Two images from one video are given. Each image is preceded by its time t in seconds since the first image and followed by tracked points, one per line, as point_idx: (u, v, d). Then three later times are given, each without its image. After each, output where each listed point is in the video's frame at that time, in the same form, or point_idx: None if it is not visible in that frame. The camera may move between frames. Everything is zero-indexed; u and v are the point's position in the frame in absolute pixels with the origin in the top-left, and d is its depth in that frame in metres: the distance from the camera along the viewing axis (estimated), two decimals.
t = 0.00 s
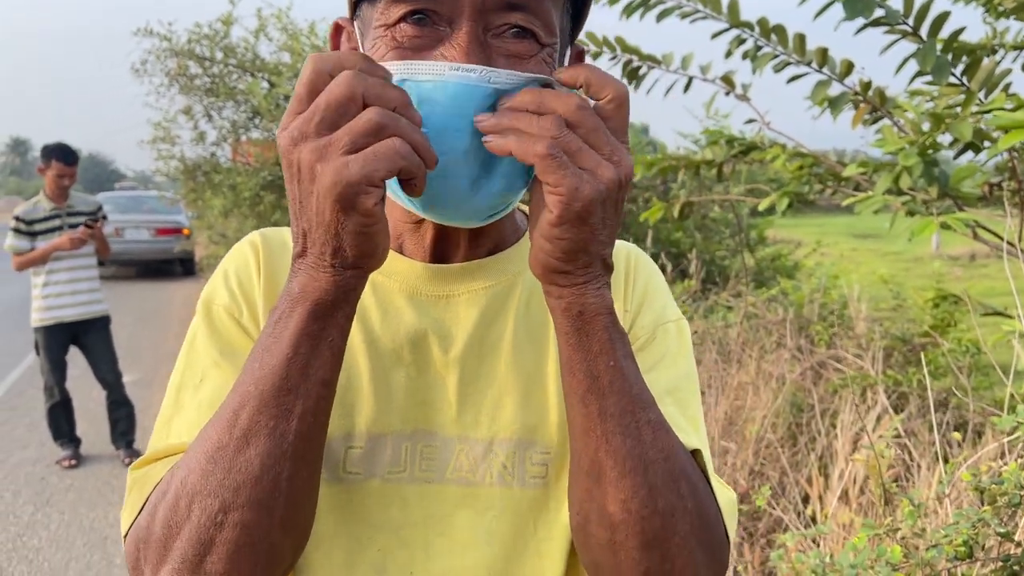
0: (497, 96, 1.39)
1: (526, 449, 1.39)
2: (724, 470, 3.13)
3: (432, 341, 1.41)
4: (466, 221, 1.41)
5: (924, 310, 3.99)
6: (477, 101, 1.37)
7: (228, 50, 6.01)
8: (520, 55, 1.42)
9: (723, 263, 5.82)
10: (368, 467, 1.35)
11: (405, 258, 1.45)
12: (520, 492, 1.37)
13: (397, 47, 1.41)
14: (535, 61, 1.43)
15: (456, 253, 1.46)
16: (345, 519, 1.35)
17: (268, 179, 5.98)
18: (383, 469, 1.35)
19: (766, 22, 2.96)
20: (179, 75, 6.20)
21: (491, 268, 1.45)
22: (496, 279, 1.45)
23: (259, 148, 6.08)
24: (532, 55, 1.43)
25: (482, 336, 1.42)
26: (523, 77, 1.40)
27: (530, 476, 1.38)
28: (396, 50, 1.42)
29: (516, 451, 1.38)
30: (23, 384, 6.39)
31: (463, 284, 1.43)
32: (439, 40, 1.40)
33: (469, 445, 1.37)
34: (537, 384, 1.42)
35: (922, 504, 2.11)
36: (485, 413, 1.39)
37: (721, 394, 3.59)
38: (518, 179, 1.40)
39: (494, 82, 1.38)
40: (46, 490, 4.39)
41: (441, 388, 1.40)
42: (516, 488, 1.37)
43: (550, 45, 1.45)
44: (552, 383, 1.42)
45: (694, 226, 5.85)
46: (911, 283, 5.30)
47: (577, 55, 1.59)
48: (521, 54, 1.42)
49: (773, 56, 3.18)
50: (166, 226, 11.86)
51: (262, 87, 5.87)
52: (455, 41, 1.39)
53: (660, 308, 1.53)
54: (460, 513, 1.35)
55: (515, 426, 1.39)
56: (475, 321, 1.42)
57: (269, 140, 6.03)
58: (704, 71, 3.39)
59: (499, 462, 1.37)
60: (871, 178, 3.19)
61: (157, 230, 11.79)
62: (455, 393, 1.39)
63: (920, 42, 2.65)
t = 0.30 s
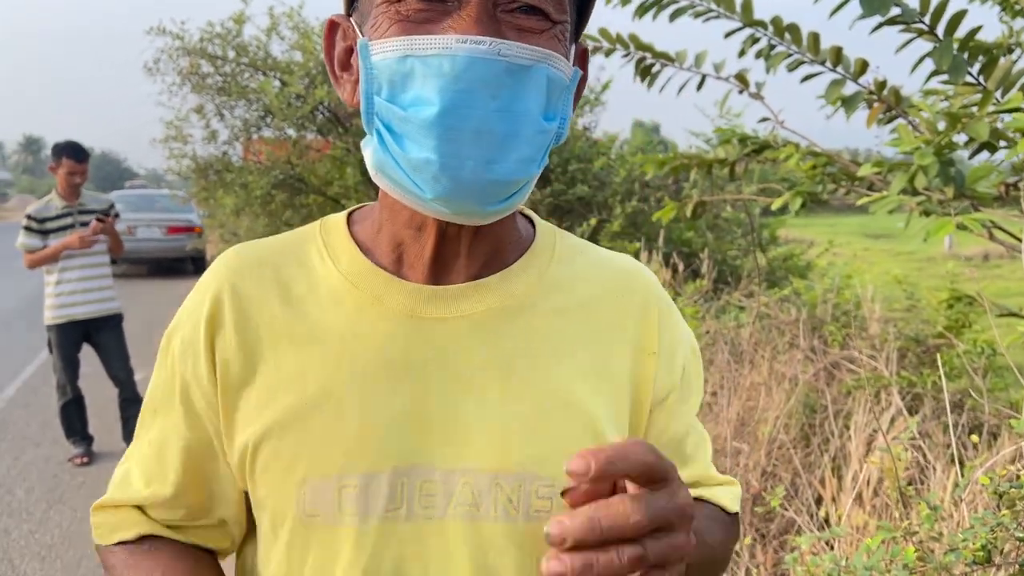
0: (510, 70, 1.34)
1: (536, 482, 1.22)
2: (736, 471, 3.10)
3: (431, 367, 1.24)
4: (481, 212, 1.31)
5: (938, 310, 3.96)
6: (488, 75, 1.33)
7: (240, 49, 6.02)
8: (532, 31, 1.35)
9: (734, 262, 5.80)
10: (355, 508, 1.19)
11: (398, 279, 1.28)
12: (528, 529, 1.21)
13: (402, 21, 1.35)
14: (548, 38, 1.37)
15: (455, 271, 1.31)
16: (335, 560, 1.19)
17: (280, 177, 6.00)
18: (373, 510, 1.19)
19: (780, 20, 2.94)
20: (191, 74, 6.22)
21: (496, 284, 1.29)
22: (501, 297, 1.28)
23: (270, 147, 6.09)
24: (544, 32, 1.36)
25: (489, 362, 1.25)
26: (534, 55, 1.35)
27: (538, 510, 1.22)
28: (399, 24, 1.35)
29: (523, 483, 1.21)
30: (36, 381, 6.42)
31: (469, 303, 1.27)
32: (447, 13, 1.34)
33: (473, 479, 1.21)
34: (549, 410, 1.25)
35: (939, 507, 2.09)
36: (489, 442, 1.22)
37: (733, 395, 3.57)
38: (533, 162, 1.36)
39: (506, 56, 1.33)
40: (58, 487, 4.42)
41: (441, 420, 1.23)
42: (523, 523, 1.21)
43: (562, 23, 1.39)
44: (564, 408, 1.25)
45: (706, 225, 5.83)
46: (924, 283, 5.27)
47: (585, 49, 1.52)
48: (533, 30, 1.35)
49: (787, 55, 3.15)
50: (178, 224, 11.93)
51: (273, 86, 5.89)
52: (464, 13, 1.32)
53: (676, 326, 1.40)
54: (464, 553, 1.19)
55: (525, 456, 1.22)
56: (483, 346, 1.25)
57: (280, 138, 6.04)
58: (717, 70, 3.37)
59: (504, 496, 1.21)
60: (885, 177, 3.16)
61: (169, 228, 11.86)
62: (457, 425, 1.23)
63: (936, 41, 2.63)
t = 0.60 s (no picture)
0: (562, 73, 1.32)
1: (559, 492, 1.26)
2: (745, 473, 3.10)
3: (457, 377, 1.24)
4: (522, 220, 1.30)
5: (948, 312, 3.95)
6: (540, 80, 1.30)
7: (248, 51, 6.04)
8: (582, 28, 1.33)
9: (743, 264, 5.79)
10: (381, 516, 1.22)
11: (423, 280, 1.26)
12: (550, 538, 1.26)
13: (448, 17, 1.32)
14: (597, 35, 1.34)
15: (486, 275, 1.31)
16: (355, 560, 1.23)
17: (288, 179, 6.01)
18: (400, 518, 1.22)
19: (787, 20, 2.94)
20: (200, 76, 6.24)
21: (526, 290, 1.30)
22: (531, 304, 1.29)
23: (279, 149, 6.11)
24: (594, 29, 1.34)
25: (515, 371, 1.26)
26: (586, 55, 1.32)
27: (562, 520, 1.27)
28: (445, 19, 1.33)
29: (550, 495, 1.26)
30: (46, 382, 6.46)
31: (495, 311, 1.27)
32: (496, 9, 1.31)
33: (499, 490, 1.24)
34: (576, 421, 1.27)
35: (948, 510, 2.08)
36: (516, 455, 1.24)
37: (741, 396, 3.57)
38: (578, 169, 1.34)
39: (558, 58, 1.30)
40: (68, 487, 4.43)
41: (466, 430, 1.23)
42: (547, 533, 1.26)
43: (611, 22, 1.36)
44: (591, 419, 1.28)
45: (714, 227, 5.83)
46: (933, 284, 5.26)
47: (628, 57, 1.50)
48: (583, 27, 1.33)
49: (795, 56, 3.15)
50: (186, 226, 11.97)
51: (282, 88, 5.91)
52: (515, 7, 1.30)
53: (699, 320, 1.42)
54: (486, 561, 1.24)
55: (550, 469, 1.25)
56: (508, 354, 1.26)
57: (289, 140, 6.06)
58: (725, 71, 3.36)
59: (530, 507, 1.25)
60: (894, 179, 3.16)
61: (178, 230, 11.91)
62: (483, 436, 1.24)
63: (943, 43, 2.62)
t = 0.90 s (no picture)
0: (613, 70, 1.33)
1: (602, 488, 1.24)
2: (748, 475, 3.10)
3: (502, 371, 1.22)
4: (573, 213, 1.31)
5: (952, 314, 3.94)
6: (590, 76, 1.32)
7: (253, 53, 6.06)
8: (630, 24, 1.34)
9: (746, 266, 5.78)
10: (423, 509, 1.20)
11: (470, 274, 1.27)
12: (590, 534, 1.24)
13: (498, 16, 1.33)
14: (644, 32, 1.35)
15: (530, 270, 1.31)
16: (396, 554, 1.21)
17: (292, 181, 6.02)
18: (442, 513, 1.20)
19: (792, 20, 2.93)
20: (205, 78, 6.26)
21: (569, 285, 1.30)
22: (573, 300, 1.29)
23: (283, 151, 6.13)
24: (641, 25, 1.35)
25: (558, 365, 1.25)
26: (635, 51, 1.34)
27: (603, 517, 1.25)
28: (496, 17, 1.33)
29: (593, 492, 1.24)
30: (51, 384, 6.48)
31: (539, 306, 1.26)
32: (545, 7, 1.32)
33: (543, 485, 1.22)
34: (620, 417, 1.26)
35: (950, 511, 2.08)
36: (560, 450, 1.23)
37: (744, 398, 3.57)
38: (626, 163, 1.35)
39: (609, 53, 1.32)
40: (71, 489, 4.44)
41: (510, 425, 1.22)
42: (588, 530, 1.24)
43: (657, 17, 1.37)
44: (634, 416, 1.27)
45: (717, 229, 5.82)
46: (937, 286, 5.24)
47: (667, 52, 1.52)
48: (631, 23, 1.34)
49: (799, 56, 3.15)
50: (190, 228, 12.00)
51: (285, 90, 5.91)
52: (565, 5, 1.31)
53: (735, 322, 1.42)
54: (527, 556, 1.22)
55: (593, 464, 1.24)
56: (552, 348, 1.25)
57: (292, 142, 6.07)
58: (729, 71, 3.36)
59: (573, 502, 1.23)
60: (897, 179, 3.15)
61: (181, 232, 11.93)
62: (527, 431, 1.22)
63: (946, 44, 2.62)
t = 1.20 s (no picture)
0: (610, 84, 1.33)
1: (591, 504, 1.22)
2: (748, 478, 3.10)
3: (492, 382, 1.22)
4: (569, 224, 1.31)
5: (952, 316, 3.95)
6: (586, 90, 1.32)
7: (254, 57, 6.08)
8: (628, 39, 1.34)
9: (747, 269, 5.78)
10: (411, 518, 1.20)
11: (467, 286, 1.27)
12: (576, 549, 1.21)
13: (497, 29, 1.34)
14: (642, 47, 1.36)
15: (524, 283, 1.31)
16: (385, 562, 1.21)
17: (293, 185, 6.03)
18: (428, 522, 1.20)
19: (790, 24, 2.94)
20: (206, 83, 6.28)
21: (565, 297, 1.28)
22: (568, 313, 1.27)
23: (284, 155, 6.14)
24: (640, 41, 1.35)
25: (550, 377, 1.23)
26: (632, 66, 1.34)
27: (591, 531, 1.22)
28: (496, 30, 1.34)
29: (581, 507, 1.21)
30: (52, 387, 6.49)
31: (532, 318, 1.25)
32: (545, 22, 1.33)
33: (531, 497, 1.20)
34: (611, 431, 1.23)
35: (947, 514, 2.08)
36: (548, 461, 1.21)
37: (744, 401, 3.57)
38: (622, 174, 1.36)
39: (606, 68, 1.32)
40: (73, 492, 4.45)
41: (497, 437, 1.21)
42: (576, 544, 1.21)
43: (656, 32, 1.37)
44: (626, 431, 1.24)
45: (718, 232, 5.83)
46: (937, 289, 5.25)
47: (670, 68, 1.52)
48: (629, 39, 1.34)
49: (798, 60, 3.16)
50: (191, 232, 12.02)
51: (287, 94, 5.93)
52: (563, 20, 1.31)
53: (748, 340, 1.36)
54: (514, 568, 1.20)
55: (583, 477, 1.21)
56: (544, 360, 1.24)
57: (294, 146, 6.08)
58: (730, 75, 3.37)
59: (560, 516, 1.21)
60: (897, 182, 3.15)
61: (183, 236, 11.96)
62: (516, 442, 1.21)
63: (947, 47, 2.63)
